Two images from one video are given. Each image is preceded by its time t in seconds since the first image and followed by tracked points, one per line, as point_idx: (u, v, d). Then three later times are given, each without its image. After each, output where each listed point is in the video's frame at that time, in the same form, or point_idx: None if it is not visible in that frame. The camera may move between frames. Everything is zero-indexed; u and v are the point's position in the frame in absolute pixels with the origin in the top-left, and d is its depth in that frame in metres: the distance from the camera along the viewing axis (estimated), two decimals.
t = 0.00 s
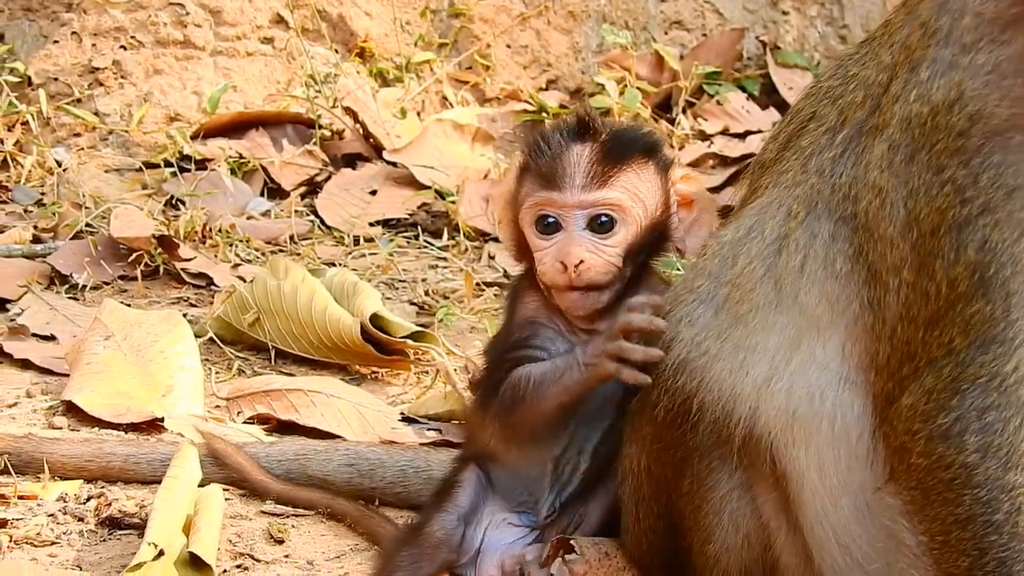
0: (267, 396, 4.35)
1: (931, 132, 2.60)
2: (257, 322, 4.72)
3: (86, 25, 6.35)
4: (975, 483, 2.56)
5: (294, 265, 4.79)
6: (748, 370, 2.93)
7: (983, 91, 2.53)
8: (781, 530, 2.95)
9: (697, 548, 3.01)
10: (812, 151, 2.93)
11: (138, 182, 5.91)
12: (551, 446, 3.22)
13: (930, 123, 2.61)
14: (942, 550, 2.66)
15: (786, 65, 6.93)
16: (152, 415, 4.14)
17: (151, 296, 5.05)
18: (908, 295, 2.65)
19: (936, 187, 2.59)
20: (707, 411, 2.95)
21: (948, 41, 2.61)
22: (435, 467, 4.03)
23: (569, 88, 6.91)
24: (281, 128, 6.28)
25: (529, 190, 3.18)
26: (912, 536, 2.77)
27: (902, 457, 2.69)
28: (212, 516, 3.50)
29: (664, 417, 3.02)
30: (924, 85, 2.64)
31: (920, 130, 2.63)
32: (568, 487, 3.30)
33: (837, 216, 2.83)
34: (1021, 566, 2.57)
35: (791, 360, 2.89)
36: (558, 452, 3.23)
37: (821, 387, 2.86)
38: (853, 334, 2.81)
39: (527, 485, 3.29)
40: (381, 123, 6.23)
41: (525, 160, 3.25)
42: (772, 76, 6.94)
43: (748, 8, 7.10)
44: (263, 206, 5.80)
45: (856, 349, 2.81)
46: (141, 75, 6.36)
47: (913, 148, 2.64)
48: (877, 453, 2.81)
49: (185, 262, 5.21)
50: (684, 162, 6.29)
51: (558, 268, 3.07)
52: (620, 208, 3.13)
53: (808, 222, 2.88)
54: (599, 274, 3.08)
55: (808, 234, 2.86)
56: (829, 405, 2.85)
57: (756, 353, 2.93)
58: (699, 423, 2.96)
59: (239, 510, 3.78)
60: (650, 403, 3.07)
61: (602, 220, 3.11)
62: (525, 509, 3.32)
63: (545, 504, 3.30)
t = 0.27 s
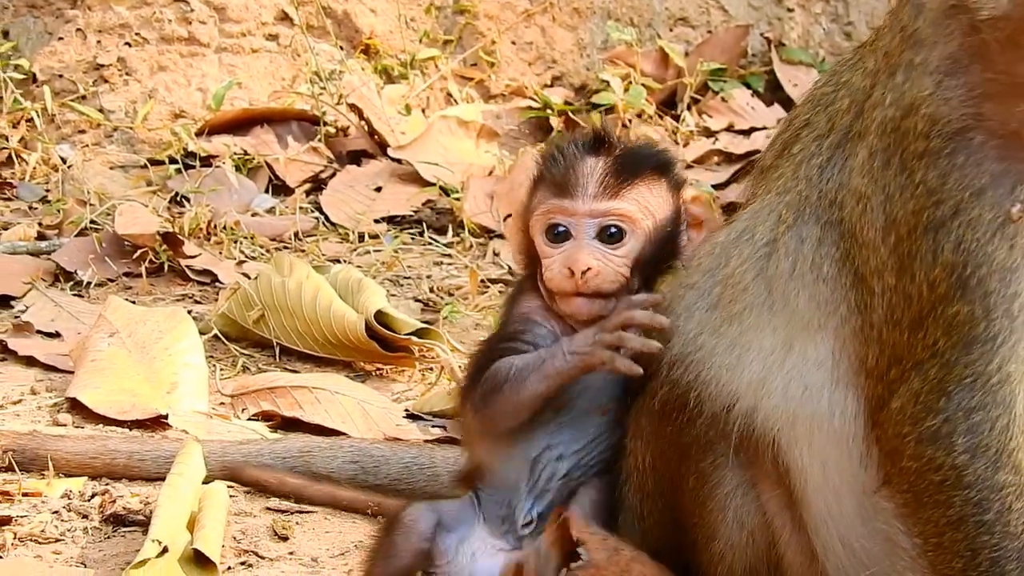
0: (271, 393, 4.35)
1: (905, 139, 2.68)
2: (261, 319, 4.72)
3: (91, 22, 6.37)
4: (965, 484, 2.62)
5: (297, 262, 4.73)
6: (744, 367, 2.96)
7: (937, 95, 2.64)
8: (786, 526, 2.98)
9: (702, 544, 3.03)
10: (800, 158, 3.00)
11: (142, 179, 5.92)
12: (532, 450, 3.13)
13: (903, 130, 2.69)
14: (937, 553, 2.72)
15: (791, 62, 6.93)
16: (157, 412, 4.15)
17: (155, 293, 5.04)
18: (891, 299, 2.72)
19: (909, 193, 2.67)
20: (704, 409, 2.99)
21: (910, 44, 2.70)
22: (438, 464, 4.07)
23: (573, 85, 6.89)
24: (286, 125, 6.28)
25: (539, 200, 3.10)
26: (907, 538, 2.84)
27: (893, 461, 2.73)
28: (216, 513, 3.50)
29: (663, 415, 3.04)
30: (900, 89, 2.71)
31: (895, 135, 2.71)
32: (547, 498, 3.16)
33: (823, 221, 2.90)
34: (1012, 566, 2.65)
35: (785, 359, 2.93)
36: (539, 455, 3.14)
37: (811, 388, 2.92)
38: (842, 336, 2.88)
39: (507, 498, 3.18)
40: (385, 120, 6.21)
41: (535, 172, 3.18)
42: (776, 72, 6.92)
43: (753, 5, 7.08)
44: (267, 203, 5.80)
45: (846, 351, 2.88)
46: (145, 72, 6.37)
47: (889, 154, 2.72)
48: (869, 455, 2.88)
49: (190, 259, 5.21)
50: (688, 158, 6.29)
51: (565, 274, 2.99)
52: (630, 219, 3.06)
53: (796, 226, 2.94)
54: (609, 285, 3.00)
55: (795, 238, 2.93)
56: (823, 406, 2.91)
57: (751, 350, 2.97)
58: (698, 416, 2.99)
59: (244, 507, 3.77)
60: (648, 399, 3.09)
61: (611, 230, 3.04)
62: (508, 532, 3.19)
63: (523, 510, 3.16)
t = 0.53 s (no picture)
0: (274, 390, 4.36)
1: (877, 142, 2.73)
2: (264, 316, 4.73)
3: (94, 19, 6.39)
4: (954, 481, 2.61)
5: (300, 258, 4.77)
6: (731, 367, 3.03)
7: (900, 98, 2.66)
8: (785, 520, 3.03)
9: (701, 539, 3.11)
10: (790, 160, 3.05)
11: (145, 176, 5.93)
12: (516, 448, 3.17)
13: (876, 133, 2.73)
14: (929, 550, 2.71)
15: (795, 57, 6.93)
16: (158, 409, 4.12)
17: (158, 290, 5.05)
18: (875, 299, 2.76)
19: (885, 195, 2.71)
20: (694, 408, 3.06)
21: (878, 50, 2.75)
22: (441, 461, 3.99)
23: (577, 80, 6.89)
24: (289, 121, 6.28)
25: (533, 197, 3.19)
26: (899, 537, 2.84)
27: (883, 460, 2.75)
28: (218, 511, 3.51)
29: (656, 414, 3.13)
30: (873, 92, 2.75)
31: (869, 139, 2.76)
32: (538, 505, 3.17)
33: (809, 222, 2.96)
34: (1003, 562, 2.63)
35: (772, 358, 2.99)
36: (526, 460, 3.16)
37: (798, 386, 2.96)
38: (830, 335, 2.92)
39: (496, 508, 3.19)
40: (389, 116, 6.22)
41: (524, 172, 3.27)
42: (779, 66, 6.92)
43: None
44: (270, 200, 5.78)
45: (834, 349, 2.91)
46: (148, 69, 6.39)
47: (865, 158, 2.77)
48: (860, 453, 2.89)
49: (193, 256, 5.22)
50: (691, 153, 6.30)
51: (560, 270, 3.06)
52: (623, 217, 3.16)
53: (782, 228, 3.01)
54: (600, 281, 3.10)
55: (782, 237, 3.00)
56: (813, 404, 2.95)
57: (742, 346, 3.02)
58: (692, 411, 3.06)
59: (246, 505, 3.78)
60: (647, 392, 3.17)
61: (604, 228, 3.13)
62: (495, 545, 3.22)
63: (513, 522, 3.18)
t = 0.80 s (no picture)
0: (275, 389, 4.36)
1: (870, 145, 2.75)
2: (264, 315, 4.73)
3: (93, 19, 6.41)
4: (951, 482, 2.63)
5: (300, 257, 4.78)
6: (728, 368, 3.04)
7: (893, 101, 2.68)
8: (785, 520, 3.04)
9: (701, 538, 3.11)
10: (786, 161, 3.07)
11: (145, 176, 5.92)
12: (511, 464, 3.23)
13: (869, 134, 2.75)
14: (927, 551, 2.73)
15: (795, 54, 6.93)
16: (160, 408, 4.12)
17: (159, 289, 5.05)
18: (871, 301, 2.78)
19: (879, 197, 2.73)
20: (692, 409, 3.08)
21: (870, 53, 2.76)
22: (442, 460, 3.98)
23: (576, 78, 6.87)
24: (289, 121, 6.28)
25: (499, 220, 3.22)
26: (899, 538, 2.85)
27: (881, 460, 2.77)
28: (220, 511, 3.51)
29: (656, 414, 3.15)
30: (866, 94, 2.76)
31: (862, 142, 2.77)
32: (542, 517, 3.23)
33: (805, 224, 2.97)
34: (1001, 563, 2.64)
35: (770, 360, 3.00)
36: (523, 476, 3.22)
37: (795, 387, 2.97)
38: (827, 336, 2.94)
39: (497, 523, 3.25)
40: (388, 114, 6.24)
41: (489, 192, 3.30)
42: (779, 63, 6.92)
43: None
44: (271, 198, 5.78)
45: (831, 350, 2.93)
46: (148, 68, 6.38)
47: (858, 160, 2.79)
48: (858, 454, 2.91)
49: (193, 255, 5.22)
50: (691, 150, 6.30)
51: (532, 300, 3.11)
52: (590, 238, 3.21)
53: (778, 229, 3.02)
54: (573, 305, 3.15)
55: (779, 238, 3.01)
56: (810, 406, 2.96)
57: (740, 347, 3.04)
58: (691, 411, 3.07)
59: (248, 504, 3.77)
60: (648, 391, 3.20)
61: (573, 249, 3.18)
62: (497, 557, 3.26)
63: (516, 536, 3.23)
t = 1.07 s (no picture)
0: (275, 388, 4.36)
1: (870, 148, 2.77)
2: (264, 314, 4.73)
3: (94, 17, 6.39)
4: (950, 485, 2.66)
5: (300, 256, 4.80)
6: (727, 371, 3.05)
7: (891, 105, 2.71)
8: (784, 521, 3.06)
9: (700, 539, 3.13)
10: (784, 163, 3.08)
11: (145, 173, 5.93)
12: (503, 473, 3.25)
13: (869, 138, 2.77)
14: (926, 554, 2.75)
15: (795, 53, 6.94)
16: (161, 407, 4.12)
17: (159, 287, 5.05)
18: (871, 304, 2.80)
19: (880, 201, 2.74)
20: (691, 411, 3.08)
21: (868, 58, 2.80)
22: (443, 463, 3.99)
23: (577, 76, 6.87)
24: (289, 119, 6.28)
25: (488, 241, 3.16)
26: (898, 541, 2.87)
27: (881, 463, 2.79)
28: (220, 509, 3.52)
29: (655, 417, 3.16)
30: (864, 99, 2.80)
31: (861, 146, 2.80)
32: (540, 522, 3.27)
33: (804, 227, 2.98)
34: (999, 566, 2.67)
35: (769, 363, 3.01)
36: (515, 483, 3.25)
37: (795, 391, 2.98)
38: (826, 340, 2.95)
39: (496, 530, 3.28)
40: (389, 113, 6.26)
41: (475, 213, 3.24)
42: (779, 61, 6.93)
43: None
44: (271, 196, 5.79)
45: (830, 354, 2.94)
46: (148, 66, 6.38)
47: (859, 164, 2.81)
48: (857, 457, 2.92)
49: (194, 254, 5.23)
50: (691, 149, 6.30)
51: (520, 325, 3.03)
52: (579, 260, 3.13)
53: (777, 232, 3.03)
54: (563, 330, 3.06)
55: (778, 241, 3.02)
56: (809, 409, 2.97)
57: (739, 349, 3.04)
58: (691, 414, 3.08)
59: (248, 503, 3.78)
60: (647, 394, 3.19)
61: (563, 272, 3.11)
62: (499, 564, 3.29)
63: (514, 541, 3.27)
